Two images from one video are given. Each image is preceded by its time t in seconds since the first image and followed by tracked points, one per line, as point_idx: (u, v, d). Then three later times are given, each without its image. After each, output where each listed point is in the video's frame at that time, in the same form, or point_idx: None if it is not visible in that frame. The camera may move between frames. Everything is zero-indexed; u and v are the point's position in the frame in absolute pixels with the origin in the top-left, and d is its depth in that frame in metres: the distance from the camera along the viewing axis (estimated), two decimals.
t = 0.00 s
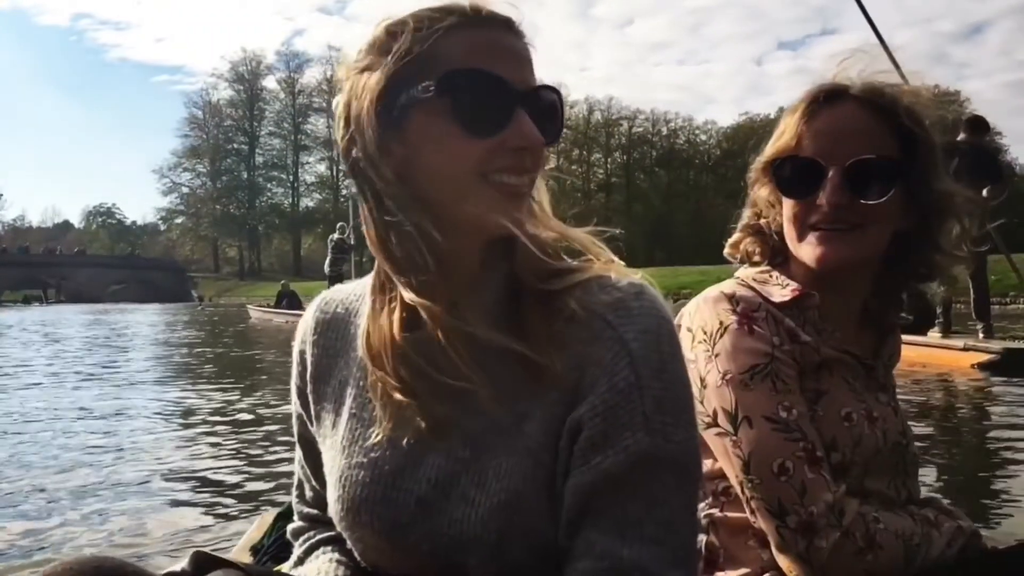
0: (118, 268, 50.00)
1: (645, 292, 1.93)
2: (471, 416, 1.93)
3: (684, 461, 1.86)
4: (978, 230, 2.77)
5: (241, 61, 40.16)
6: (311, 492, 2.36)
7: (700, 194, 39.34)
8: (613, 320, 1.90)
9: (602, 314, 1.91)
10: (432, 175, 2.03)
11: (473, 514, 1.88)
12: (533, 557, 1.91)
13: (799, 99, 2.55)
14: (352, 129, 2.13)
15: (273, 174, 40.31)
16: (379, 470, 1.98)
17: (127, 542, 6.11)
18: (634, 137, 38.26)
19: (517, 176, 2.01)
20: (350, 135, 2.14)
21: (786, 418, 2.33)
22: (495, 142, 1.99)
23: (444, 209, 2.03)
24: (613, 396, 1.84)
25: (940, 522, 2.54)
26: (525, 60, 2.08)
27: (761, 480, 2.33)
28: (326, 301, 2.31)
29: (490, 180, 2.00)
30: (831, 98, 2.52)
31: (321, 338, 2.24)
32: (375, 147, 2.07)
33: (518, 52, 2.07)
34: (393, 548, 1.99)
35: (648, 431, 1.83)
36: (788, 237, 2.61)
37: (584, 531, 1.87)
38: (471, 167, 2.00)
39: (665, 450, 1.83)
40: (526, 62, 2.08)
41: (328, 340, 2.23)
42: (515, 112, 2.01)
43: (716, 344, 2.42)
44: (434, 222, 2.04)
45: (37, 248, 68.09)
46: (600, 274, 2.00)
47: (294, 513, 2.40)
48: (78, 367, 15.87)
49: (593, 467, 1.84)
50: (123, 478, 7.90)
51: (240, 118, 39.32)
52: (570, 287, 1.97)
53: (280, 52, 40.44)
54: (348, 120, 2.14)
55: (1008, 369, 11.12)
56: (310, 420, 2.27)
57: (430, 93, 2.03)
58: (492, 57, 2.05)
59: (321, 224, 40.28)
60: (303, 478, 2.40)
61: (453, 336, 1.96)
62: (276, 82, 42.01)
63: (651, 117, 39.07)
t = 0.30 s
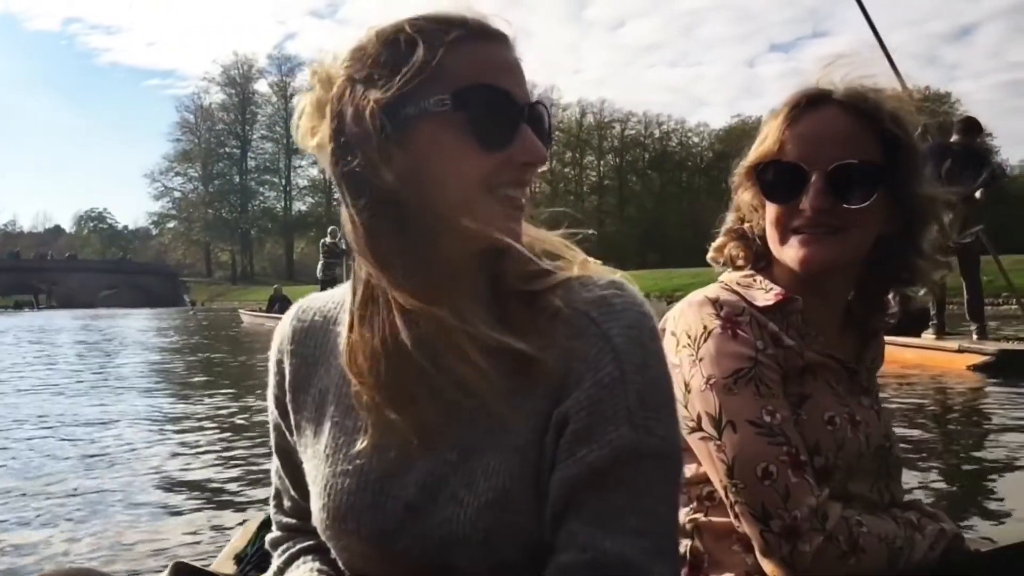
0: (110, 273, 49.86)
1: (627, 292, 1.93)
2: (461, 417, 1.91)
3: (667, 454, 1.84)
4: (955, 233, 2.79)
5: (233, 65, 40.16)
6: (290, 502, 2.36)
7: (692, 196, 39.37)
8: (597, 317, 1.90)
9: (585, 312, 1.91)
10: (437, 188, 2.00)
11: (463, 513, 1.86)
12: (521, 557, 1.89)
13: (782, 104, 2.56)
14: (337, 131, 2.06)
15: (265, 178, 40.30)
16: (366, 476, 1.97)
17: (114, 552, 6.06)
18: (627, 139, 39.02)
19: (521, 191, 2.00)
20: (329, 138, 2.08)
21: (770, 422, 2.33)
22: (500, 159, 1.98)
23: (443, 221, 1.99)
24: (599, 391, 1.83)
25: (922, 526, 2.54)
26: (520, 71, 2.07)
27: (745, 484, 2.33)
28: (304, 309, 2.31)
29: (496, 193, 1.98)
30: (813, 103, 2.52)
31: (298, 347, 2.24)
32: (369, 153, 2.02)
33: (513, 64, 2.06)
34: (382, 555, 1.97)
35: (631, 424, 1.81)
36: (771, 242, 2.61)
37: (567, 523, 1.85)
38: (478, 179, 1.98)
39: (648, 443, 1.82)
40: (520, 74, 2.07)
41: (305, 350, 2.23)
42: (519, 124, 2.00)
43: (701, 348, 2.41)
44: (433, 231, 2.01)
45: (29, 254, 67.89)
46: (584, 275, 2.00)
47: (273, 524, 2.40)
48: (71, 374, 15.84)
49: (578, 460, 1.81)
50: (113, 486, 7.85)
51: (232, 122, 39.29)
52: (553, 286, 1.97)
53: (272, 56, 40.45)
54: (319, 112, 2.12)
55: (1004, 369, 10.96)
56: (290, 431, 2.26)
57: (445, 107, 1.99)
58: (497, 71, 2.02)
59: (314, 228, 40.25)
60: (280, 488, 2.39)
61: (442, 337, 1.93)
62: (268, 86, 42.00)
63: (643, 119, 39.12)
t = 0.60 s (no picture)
0: (103, 280, 49.66)
1: (612, 299, 1.95)
2: (450, 421, 1.91)
3: (650, 454, 1.85)
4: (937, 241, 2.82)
5: (226, 71, 40.12)
6: (268, 515, 2.37)
7: (686, 201, 39.36)
8: (583, 319, 1.90)
9: (571, 315, 1.91)
10: (434, 204, 1.98)
11: (454, 518, 1.86)
12: (510, 558, 1.89)
13: (766, 113, 2.57)
14: (327, 137, 2.07)
15: (259, 184, 40.25)
16: (354, 484, 1.97)
17: (105, 562, 6.04)
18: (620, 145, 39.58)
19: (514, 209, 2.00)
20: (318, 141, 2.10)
21: (757, 430, 2.33)
22: (497, 178, 1.96)
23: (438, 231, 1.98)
24: (586, 389, 1.83)
25: (908, 533, 2.55)
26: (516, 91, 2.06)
27: (732, 492, 2.33)
28: (284, 320, 2.32)
29: (492, 210, 1.98)
30: (797, 112, 2.54)
31: (279, 359, 2.25)
32: (364, 160, 2.01)
33: (510, 84, 2.03)
34: (371, 564, 1.96)
35: (616, 424, 1.81)
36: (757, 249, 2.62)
37: (551, 520, 1.85)
38: (475, 196, 1.97)
39: (631, 442, 1.82)
40: (516, 93, 2.05)
41: (287, 362, 2.23)
42: (515, 143, 1.98)
43: (687, 356, 2.42)
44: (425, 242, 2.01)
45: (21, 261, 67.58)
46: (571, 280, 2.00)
47: (251, 537, 2.40)
48: (64, 382, 15.79)
49: (565, 458, 1.82)
50: (104, 496, 7.80)
51: (226, 128, 39.23)
52: (538, 294, 1.96)
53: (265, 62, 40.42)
54: (303, 116, 2.14)
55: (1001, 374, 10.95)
56: (272, 443, 2.26)
57: (448, 126, 1.97)
58: (497, 94, 2.01)
59: (308, 234, 40.21)
60: (258, 500, 2.39)
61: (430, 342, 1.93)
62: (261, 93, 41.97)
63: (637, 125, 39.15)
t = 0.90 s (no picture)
0: (103, 287, 49.62)
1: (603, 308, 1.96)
2: (445, 425, 1.91)
3: (639, 458, 1.86)
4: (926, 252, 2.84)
5: (226, 79, 40.23)
6: (252, 527, 2.38)
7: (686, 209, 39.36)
8: (576, 326, 1.91)
9: (564, 322, 1.92)
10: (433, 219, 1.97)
11: (448, 523, 1.86)
12: (504, 561, 1.89)
13: (759, 123, 2.58)
14: (322, 145, 2.07)
15: (259, 192, 40.34)
16: (349, 491, 1.96)
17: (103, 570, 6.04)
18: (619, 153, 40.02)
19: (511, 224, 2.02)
20: (313, 149, 2.09)
21: (750, 440, 2.34)
22: (495, 197, 1.98)
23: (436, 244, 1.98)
24: (578, 393, 1.84)
25: (901, 542, 2.56)
26: (513, 109, 2.09)
27: (725, 502, 2.34)
28: (273, 331, 2.33)
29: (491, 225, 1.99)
30: (789, 123, 2.55)
31: (269, 369, 2.25)
32: (361, 169, 2.00)
33: (507, 100, 2.06)
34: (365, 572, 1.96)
35: (607, 428, 1.83)
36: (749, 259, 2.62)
37: (542, 521, 1.85)
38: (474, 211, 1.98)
39: (621, 446, 1.83)
40: (513, 111, 2.08)
41: (278, 372, 2.24)
42: (513, 160, 2.01)
43: (680, 366, 2.42)
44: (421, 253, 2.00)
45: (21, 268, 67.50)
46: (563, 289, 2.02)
47: (236, 549, 2.41)
48: (63, 389, 15.79)
49: (556, 462, 1.82)
50: (102, 504, 7.79)
51: (226, 136, 39.34)
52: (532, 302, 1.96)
53: (265, 71, 40.53)
54: (298, 126, 2.13)
55: (1002, 382, 10.93)
56: (263, 454, 2.26)
57: (451, 143, 1.98)
58: (497, 112, 2.03)
59: (308, 242, 40.23)
60: (242, 513, 2.40)
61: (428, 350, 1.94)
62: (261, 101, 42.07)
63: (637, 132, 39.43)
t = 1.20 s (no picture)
0: (105, 293, 49.59)
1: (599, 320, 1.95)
2: (442, 428, 1.92)
3: (632, 463, 1.86)
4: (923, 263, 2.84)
5: (228, 86, 40.33)
6: (242, 538, 2.39)
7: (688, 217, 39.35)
8: (570, 334, 1.91)
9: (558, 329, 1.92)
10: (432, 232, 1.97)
11: (445, 529, 1.86)
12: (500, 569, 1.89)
13: (757, 133, 2.57)
14: (320, 154, 2.04)
15: (261, 199, 40.37)
16: (345, 499, 1.97)
17: None
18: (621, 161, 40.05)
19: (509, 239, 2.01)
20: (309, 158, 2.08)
21: (747, 451, 2.34)
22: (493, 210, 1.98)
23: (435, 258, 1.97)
24: (573, 399, 1.84)
25: (897, 553, 2.57)
26: (514, 124, 2.08)
27: (722, 513, 2.33)
28: (268, 340, 2.33)
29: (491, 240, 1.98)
30: (786, 134, 2.56)
31: (264, 379, 2.26)
32: (361, 179, 1.99)
33: (508, 116, 2.05)
34: None
35: (601, 432, 1.83)
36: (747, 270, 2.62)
37: (536, 526, 1.85)
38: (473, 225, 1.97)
39: (614, 451, 1.83)
40: (514, 126, 2.06)
41: (273, 381, 2.24)
42: (513, 175, 1.99)
43: (677, 377, 2.41)
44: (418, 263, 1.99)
45: (22, 274, 67.42)
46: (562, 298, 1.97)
47: (228, 561, 2.42)
48: (64, 396, 15.78)
49: (551, 466, 1.83)
50: (101, 511, 7.77)
51: (228, 143, 39.46)
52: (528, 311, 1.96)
53: (267, 78, 40.63)
54: (296, 135, 2.11)
55: (1007, 392, 10.89)
56: (258, 465, 2.27)
57: (454, 159, 1.97)
58: (500, 128, 2.02)
59: (310, 249, 40.24)
60: (233, 525, 2.40)
61: (425, 357, 1.94)
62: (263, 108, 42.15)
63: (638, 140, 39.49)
